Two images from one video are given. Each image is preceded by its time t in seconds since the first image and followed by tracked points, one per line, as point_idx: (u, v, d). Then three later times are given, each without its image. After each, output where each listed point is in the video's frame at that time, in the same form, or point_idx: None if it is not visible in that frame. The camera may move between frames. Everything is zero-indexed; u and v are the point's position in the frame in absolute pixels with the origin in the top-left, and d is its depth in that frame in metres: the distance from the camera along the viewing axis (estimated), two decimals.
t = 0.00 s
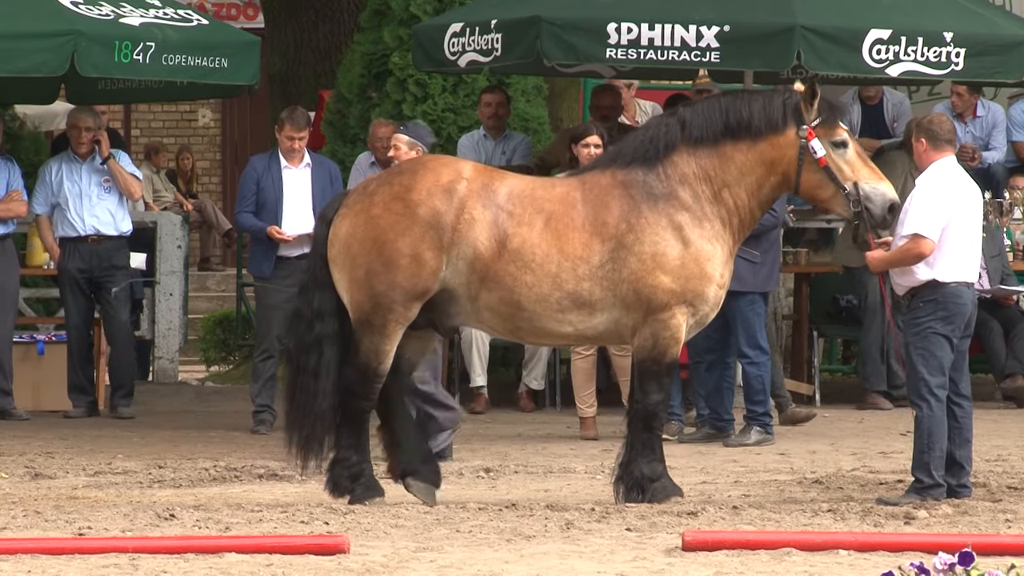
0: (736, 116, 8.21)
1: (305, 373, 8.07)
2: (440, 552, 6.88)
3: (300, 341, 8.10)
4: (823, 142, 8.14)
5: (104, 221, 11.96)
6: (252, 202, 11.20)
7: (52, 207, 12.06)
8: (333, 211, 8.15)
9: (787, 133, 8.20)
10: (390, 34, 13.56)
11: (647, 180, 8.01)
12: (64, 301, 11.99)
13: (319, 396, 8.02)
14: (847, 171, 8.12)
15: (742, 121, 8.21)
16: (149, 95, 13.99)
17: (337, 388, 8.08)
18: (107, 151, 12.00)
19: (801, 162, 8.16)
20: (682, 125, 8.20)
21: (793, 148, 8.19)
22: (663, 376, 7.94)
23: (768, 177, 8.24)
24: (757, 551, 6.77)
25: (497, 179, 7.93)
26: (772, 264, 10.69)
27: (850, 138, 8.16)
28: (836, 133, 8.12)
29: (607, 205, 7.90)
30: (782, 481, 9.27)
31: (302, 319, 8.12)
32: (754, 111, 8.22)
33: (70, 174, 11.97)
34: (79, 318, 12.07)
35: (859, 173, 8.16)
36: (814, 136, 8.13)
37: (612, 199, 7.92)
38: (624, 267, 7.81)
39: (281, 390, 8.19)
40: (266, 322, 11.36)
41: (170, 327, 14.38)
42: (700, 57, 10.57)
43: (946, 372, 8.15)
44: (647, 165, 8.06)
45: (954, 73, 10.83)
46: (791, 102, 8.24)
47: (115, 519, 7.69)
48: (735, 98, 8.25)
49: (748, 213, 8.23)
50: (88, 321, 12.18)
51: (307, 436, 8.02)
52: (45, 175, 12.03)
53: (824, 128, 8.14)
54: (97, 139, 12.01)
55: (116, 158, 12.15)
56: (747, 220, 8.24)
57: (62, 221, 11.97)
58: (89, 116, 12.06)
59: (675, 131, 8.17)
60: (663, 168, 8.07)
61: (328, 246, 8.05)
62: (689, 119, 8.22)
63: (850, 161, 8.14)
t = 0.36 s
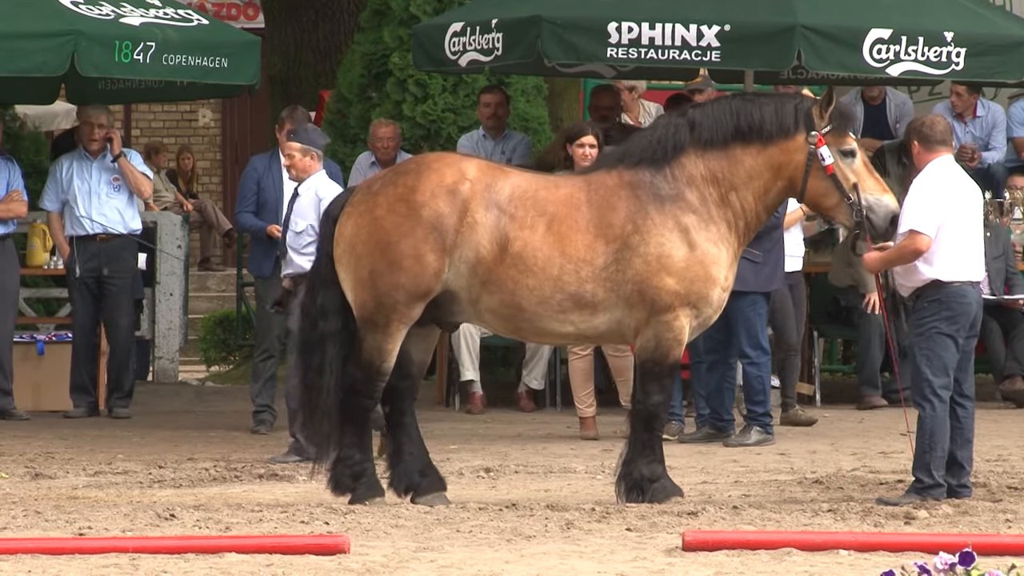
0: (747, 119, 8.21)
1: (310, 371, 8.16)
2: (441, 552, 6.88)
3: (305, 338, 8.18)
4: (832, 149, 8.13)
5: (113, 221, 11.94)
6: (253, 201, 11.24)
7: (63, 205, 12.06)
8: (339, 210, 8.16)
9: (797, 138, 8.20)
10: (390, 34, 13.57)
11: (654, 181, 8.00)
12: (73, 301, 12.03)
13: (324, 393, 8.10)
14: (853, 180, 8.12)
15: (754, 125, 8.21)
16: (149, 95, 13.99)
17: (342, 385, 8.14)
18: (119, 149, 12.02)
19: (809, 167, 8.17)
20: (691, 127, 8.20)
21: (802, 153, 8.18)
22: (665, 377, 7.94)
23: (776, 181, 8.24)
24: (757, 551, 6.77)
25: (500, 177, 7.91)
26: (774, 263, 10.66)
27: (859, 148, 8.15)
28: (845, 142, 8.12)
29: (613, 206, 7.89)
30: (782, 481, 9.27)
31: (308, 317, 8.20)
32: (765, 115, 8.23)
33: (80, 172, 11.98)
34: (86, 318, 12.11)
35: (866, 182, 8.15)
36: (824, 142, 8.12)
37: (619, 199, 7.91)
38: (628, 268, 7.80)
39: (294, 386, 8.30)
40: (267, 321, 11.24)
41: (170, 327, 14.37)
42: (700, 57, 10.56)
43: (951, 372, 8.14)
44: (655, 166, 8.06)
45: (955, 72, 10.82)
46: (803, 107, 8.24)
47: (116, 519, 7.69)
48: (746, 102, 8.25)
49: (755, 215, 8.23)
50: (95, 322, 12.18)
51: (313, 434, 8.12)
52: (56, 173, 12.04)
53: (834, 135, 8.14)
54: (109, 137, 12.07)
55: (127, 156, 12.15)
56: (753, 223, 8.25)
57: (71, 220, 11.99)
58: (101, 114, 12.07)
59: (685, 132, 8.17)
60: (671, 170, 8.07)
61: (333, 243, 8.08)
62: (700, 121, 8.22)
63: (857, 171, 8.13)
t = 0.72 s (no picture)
0: (761, 122, 8.18)
1: (314, 372, 8.23)
2: (441, 552, 6.88)
3: (312, 337, 8.26)
4: (843, 156, 8.13)
5: (123, 221, 12.00)
6: (253, 202, 11.22)
7: (74, 203, 12.07)
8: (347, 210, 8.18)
9: (810, 144, 8.18)
10: (390, 34, 13.57)
11: (665, 181, 8.00)
12: (78, 298, 11.99)
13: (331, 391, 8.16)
14: (863, 188, 8.14)
15: (767, 128, 8.18)
16: (149, 95, 13.99)
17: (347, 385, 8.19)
18: (131, 151, 12.05)
19: (819, 174, 8.16)
20: (704, 129, 8.18)
21: (813, 159, 8.17)
22: (669, 375, 7.95)
23: (786, 185, 8.23)
24: (757, 551, 6.77)
25: (507, 173, 7.92)
26: (779, 262, 10.67)
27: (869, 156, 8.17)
28: (856, 150, 8.13)
29: (624, 204, 7.88)
30: (782, 481, 9.26)
31: (315, 316, 8.26)
32: (779, 120, 8.19)
33: (93, 171, 12.02)
34: (90, 316, 12.06)
35: (875, 192, 8.18)
36: (835, 149, 8.12)
37: (629, 198, 7.90)
38: (637, 265, 7.80)
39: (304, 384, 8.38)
40: (267, 322, 11.33)
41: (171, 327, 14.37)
42: (700, 57, 10.56)
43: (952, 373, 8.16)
44: (666, 166, 8.06)
45: (955, 73, 10.82)
46: (817, 113, 8.21)
47: (115, 519, 7.69)
48: (761, 105, 8.22)
49: (764, 218, 8.23)
50: (100, 322, 12.15)
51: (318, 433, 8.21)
52: (70, 171, 12.08)
53: (845, 142, 8.14)
54: (121, 138, 12.08)
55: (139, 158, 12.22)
56: (762, 226, 8.25)
57: (82, 219, 12.02)
58: (116, 115, 12.08)
59: (698, 133, 8.16)
60: (683, 170, 8.06)
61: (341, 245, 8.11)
62: (713, 123, 8.19)
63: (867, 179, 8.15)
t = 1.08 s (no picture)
0: (775, 129, 8.20)
1: (331, 378, 8.10)
2: (441, 552, 6.88)
3: (325, 344, 8.13)
4: (853, 174, 8.14)
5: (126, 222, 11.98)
6: (252, 202, 11.24)
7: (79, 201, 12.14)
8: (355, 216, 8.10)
9: (821, 156, 8.19)
10: (390, 34, 13.58)
11: (677, 182, 8.02)
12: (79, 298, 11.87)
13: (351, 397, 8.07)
14: (867, 209, 8.15)
15: (780, 136, 8.20)
16: (149, 95, 13.98)
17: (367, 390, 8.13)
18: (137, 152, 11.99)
19: (827, 189, 8.17)
20: (718, 132, 8.20)
21: (822, 173, 8.18)
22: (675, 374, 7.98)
23: (795, 195, 8.25)
24: (757, 551, 6.78)
25: (517, 175, 7.90)
26: (788, 263, 10.69)
27: (878, 177, 8.18)
28: (867, 169, 8.14)
29: (636, 202, 7.89)
30: (782, 481, 9.26)
31: (328, 324, 8.13)
32: (794, 128, 8.19)
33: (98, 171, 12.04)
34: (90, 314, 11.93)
35: (879, 213, 8.18)
36: (845, 166, 8.12)
37: (641, 196, 7.91)
38: (647, 263, 7.82)
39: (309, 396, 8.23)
40: (267, 322, 11.32)
41: (170, 327, 14.35)
42: (699, 57, 10.56)
43: (957, 373, 8.18)
44: (678, 166, 8.08)
45: (955, 73, 10.82)
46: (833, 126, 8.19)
47: (115, 519, 7.69)
48: (776, 113, 8.23)
49: (771, 225, 8.26)
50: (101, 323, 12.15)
51: (341, 440, 8.09)
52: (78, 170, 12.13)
53: (857, 160, 8.14)
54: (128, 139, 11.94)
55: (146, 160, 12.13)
56: (768, 234, 8.27)
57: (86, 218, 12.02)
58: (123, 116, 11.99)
59: (711, 137, 8.18)
60: (694, 172, 8.09)
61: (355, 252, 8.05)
62: (727, 127, 8.21)
63: (874, 202, 8.16)
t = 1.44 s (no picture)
0: (793, 129, 8.13)
1: (350, 379, 8.08)
2: (441, 552, 6.88)
3: (349, 346, 8.11)
4: (862, 176, 8.01)
5: (126, 224, 11.94)
6: (254, 202, 11.20)
7: (80, 203, 12.02)
8: (386, 219, 8.12)
9: (835, 154, 8.07)
10: (391, 34, 13.60)
11: (700, 183, 8.02)
12: (81, 300, 11.97)
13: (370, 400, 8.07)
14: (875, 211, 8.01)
15: (798, 135, 8.12)
16: (149, 95, 13.98)
17: (382, 393, 8.12)
18: (136, 154, 11.93)
19: (836, 187, 8.05)
20: (739, 133, 8.17)
21: (834, 171, 8.06)
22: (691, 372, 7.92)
23: (813, 195, 8.13)
24: (757, 551, 6.78)
25: (553, 179, 7.95)
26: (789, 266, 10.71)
27: (889, 181, 8.04)
28: (877, 173, 8.00)
29: (664, 201, 7.91)
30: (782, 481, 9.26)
31: (353, 326, 8.11)
32: (811, 127, 8.10)
33: (100, 173, 11.97)
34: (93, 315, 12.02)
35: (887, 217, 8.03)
36: (855, 167, 7.99)
37: (669, 195, 7.93)
38: (672, 262, 7.82)
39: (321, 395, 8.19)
40: (267, 322, 11.32)
41: (170, 327, 14.34)
42: (700, 57, 10.56)
43: (965, 372, 8.18)
44: (700, 167, 8.08)
45: (956, 73, 10.82)
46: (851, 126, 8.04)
47: (115, 519, 7.69)
48: (794, 112, 8.15)
49: (795, 227, 8.16)
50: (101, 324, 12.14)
51: (353, 442, 8.07)
52: (78, 170, 12.03)
53: (868, 163, 8.01)
54: (127, 141, 11.97)
55: (146, 161, 12.05)
56: (791, 237, 8.18)
57: (86, 219, 11.97)
58: (126, 117, 12.04)
59: (732, 137, 8.15)
60: (716, 172, 8.07)
61: (388, 258, 8.08)
62: (747, 128, 8.18)
63: (882, 206, 8.02)
